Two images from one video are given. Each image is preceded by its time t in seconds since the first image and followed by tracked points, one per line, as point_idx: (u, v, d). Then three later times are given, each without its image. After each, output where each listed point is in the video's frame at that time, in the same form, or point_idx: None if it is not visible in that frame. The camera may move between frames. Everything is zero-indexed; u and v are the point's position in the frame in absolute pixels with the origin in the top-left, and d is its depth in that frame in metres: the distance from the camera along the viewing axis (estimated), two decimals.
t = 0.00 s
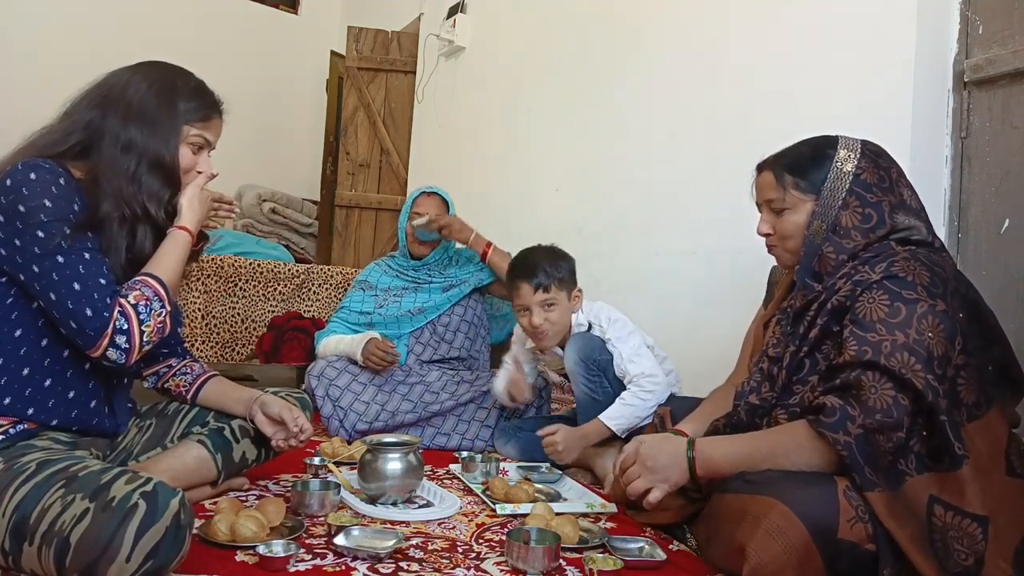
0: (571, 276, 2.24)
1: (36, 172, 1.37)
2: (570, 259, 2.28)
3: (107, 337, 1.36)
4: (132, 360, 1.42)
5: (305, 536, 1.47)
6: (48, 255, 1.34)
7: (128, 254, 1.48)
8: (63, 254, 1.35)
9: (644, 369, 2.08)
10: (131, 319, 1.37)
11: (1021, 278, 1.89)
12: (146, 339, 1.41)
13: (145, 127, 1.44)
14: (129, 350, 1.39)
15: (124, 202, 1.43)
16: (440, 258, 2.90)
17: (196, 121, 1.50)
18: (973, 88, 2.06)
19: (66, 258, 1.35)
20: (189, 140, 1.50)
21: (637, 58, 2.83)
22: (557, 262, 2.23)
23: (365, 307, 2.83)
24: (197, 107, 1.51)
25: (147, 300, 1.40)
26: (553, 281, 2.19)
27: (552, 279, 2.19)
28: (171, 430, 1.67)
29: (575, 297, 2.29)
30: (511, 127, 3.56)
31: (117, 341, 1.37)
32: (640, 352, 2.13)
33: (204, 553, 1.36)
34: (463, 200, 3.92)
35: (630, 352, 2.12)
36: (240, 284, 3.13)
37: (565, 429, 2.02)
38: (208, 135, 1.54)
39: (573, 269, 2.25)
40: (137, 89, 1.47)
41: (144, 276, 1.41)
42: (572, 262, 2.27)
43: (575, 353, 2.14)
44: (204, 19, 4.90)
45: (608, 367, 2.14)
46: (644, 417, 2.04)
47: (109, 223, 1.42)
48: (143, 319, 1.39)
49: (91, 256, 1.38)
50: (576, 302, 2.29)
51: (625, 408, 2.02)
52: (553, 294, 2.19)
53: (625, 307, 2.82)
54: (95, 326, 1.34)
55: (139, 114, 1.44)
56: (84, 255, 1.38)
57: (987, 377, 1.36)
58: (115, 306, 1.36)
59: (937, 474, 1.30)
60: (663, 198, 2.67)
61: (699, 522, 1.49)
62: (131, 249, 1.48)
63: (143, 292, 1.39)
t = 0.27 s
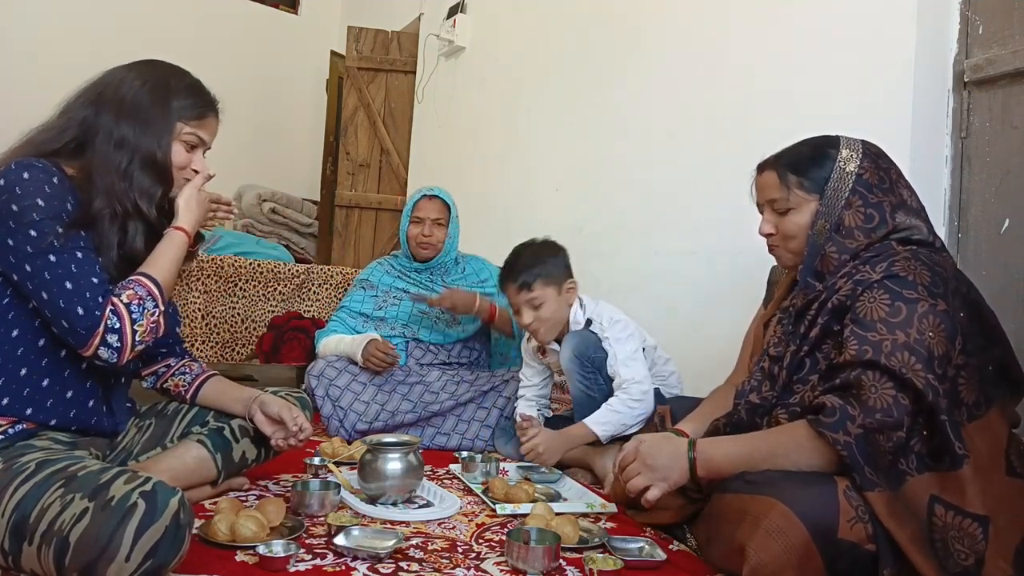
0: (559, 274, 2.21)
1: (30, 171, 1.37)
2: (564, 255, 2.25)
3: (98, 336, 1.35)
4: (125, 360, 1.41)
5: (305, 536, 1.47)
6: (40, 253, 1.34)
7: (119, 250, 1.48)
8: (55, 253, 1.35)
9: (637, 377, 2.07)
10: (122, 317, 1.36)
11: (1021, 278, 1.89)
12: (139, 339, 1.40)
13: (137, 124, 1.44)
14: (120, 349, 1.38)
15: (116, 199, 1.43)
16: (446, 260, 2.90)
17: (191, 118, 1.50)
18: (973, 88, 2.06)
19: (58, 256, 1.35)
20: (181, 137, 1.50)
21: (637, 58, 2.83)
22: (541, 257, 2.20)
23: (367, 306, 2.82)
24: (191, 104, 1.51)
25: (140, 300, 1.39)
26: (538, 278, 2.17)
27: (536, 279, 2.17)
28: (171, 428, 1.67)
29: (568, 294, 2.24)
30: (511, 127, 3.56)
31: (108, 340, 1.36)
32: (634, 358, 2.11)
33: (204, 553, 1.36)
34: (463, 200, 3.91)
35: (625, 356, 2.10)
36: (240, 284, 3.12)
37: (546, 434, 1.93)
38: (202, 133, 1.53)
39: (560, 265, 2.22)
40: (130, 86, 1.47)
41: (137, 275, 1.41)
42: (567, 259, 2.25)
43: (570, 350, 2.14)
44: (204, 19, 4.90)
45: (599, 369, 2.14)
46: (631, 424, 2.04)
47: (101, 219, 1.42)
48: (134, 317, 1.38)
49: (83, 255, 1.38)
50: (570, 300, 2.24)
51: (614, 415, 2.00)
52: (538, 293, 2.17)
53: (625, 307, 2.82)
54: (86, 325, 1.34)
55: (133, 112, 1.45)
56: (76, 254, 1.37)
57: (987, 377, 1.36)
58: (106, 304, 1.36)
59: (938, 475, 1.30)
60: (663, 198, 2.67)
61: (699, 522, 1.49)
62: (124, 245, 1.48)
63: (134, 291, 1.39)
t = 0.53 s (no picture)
0: (523, 295, 2.15)
1: (29, 175, 1.33)
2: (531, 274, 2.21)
3: (28, 347, 1.24)
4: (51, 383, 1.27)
5: (305, 536, 1.47)
6: (10, 255, 1.28)
7: (121, 249, 1.46)
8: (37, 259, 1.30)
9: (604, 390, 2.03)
10: (60, 337, 1.25)
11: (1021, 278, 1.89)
12: (69, 365, 1.26)
13: (138, 123, 1.44)
14: (46, 369, 1.25)
15: (117, 196, 1.43)
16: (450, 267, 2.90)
17: (194, 116, 1.49)
18: (973, 88, 2.06)
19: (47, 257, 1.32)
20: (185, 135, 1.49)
21: (637, 58, 2.83)
22: (501, 281, 2.15)
23: (367, 306, 2.82)
24: (194, 102, 1.50)
25: (88, 324, 1.27)
26: (498, 304, 2.12)
27: (502, 303, 2.12)
28: (169, 432, 1.69)
29: (538, 314, 2.17)
30: (511, 127, 3.56)
31: (36, 355, 1.24)
32: (605, 368, 2.08)
33: (205, 553, 1.36)
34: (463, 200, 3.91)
35: (596, 365, 2.08)
36: (241, 284, 3.12)
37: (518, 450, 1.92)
38: (204, 132, 1.52)
39: (524, 286, 2.16)
40: (131, 85, 1.47)
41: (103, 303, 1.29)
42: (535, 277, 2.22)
43: (547, 363, 2.13)
44: (204, 19, 4.90)
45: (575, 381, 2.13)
46: (603, 434, 2.01)
47: (100, 216, 1.41)
48: (74, 341, 1.26)
49: (51, 265, 1.32)
50: (541, 318, 2.18)
51: (582, 428, 1.97)
52: (503, 319, 2.12)
53: (625, 307, 2.82)
54: (23, 336, 1.24)
55: (134, 109, 1.45)
56: (43, 263, 1.31)
57: (987, 377, 1.36)
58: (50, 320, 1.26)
59: (939, 475, 1.30)
60: (663, 198, 2.67)
61: (700, 522, 1.49)
62: (122, 241, 1.46)
63: (87, 316, 1.27)
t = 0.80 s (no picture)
0: (500, 320, 2.12)
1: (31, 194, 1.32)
2: (506, 296, 2.19)
3: None
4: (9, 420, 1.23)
5: (305, 536, 1.47)
6: None
7: (138, 250, 1.45)
8: (28, 286, 1.29)
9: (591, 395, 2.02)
10: (26, 377, 1.21)
11: (1021, 278, 1.89)
12: (30, 409, 1.22)
13: (142, 123, 1.44)
14: (5, 406, 1.20)
15: (133, 197, 1.42)
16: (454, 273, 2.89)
17: (205, 112, 1.51)
18: (973, 89, 2.07)
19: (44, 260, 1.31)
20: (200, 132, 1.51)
21: (637, 58, 2.83)
22: (476, 310, 2.11)
23: (365, 308, 2.82)
24: (202, 99, 1.51)
25: (58, 370, 1.23)
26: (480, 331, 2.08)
27: (482, 330, 2.09)
28: (171, 431, 1.70)
29: (518, 335, 2.15)
30: (511, 127, 3.56)
31: None
32: (590, 376, 2.06)
33: (205, 553, 1.36)
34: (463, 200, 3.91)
35: (581, 374, 2.06)
36: (241, 284, 3.16)
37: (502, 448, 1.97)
38: (216, 126, 1.54)
39: (501, 309, 2.13)
40: (140, 88, 1.47)
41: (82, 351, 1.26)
42: (511, 298, 2.20)
43: (535, 379, 2.11)
44: (205, 19, 4.90)
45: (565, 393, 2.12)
46: (594, 440, 2.01)
47: (114, 219, 1.40)
48: (38, 385, 1.22)
49: (36, 294, 1.29)
50: (522, 338, 2.16)
51: (572, 432, 1.97)
52: (484, 347, 2.10)
53: (625, 307, 2.82)
54: None
55: (147, 112, 1.44)
56: (28, 292, 1.28)
57: (988, 376, 1.36)
58: (21, 357, 1.22)
59: (938, 475, 1.30)
60: (663, 198, 2.67)
61: (699, 521, 1.50)
62: (142, 242, 1.45)
63: (60, 361, 1.23)
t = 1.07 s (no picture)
0: (497, 331, 2.12)
1: (61, 194, 1.34)
2: (502, 306, 2.18)
3: (82, 380, 1.31)
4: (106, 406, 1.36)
5: (305, 536, 1.47)
6: (51, 281, 1.31)
7: (153, 264, 1.47)
8: (76, 285, 1.32)
9: (595, 397, 2.02)
10: (114, 364, 1.33)
11: (1021, 279, 1.89)
12: (123, 392, 1.35)
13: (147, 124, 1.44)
14: (101, 396, 1.34)
15: (144, 215, 1.42)
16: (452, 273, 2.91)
17: (218, 118, 1.52)
18: (973, 89, 2.07)
19: (84, 259, 1.33)
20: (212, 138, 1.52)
21: (637, 58, 2.83)
22: (471, 322, 2.11)
23: (364, 308, 2.82)
24: (212, 103, 1.52)
25: (139, 353, 1.35)
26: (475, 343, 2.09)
27: (478, 345, 2.09)
28: (170, 432, 1.69)
29: (515, 346, 2.15)
30: (511, 127, 3.56)
31: (91, 385, 1.32)
32: (590, 380, 2.06)
33: (205, 552, 1.36)
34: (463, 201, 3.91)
35: (582, 378, 2.06)
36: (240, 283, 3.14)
37: (507, 439, 2.02)
38: (229, 130, 1.56)
39: (497, 321, 2.13)
40: (150, 96, 1.47)
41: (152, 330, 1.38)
42: (507, 308, 2.19)
43: (533, 385, 2.12)
44: (206, 19, 4.90)
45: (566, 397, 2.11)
46: (598, 441, 2.01)
47: (131, 239, 1.42)
48: (126, 369, 1.34)
49: (93, 289, 1.34)
50: (519, 349, 2.16)
51: (575, 433, 1.97)
52: (481, 360, 2.10)
53: (625, 307, 2.82)
54: (73, 367, 1.30)
55: (155, 119, 1.45)
56: (85, 288, 1.33)
57: (988, 377, 1.36)
58: (101, 347, 1.33)
59: (938, 475, 1.30)
60: (663, 198, 2.67)
61: (699, 521, 1.50)
62: (157, 254, 1.46)
63: (137, 343, 1.35)
